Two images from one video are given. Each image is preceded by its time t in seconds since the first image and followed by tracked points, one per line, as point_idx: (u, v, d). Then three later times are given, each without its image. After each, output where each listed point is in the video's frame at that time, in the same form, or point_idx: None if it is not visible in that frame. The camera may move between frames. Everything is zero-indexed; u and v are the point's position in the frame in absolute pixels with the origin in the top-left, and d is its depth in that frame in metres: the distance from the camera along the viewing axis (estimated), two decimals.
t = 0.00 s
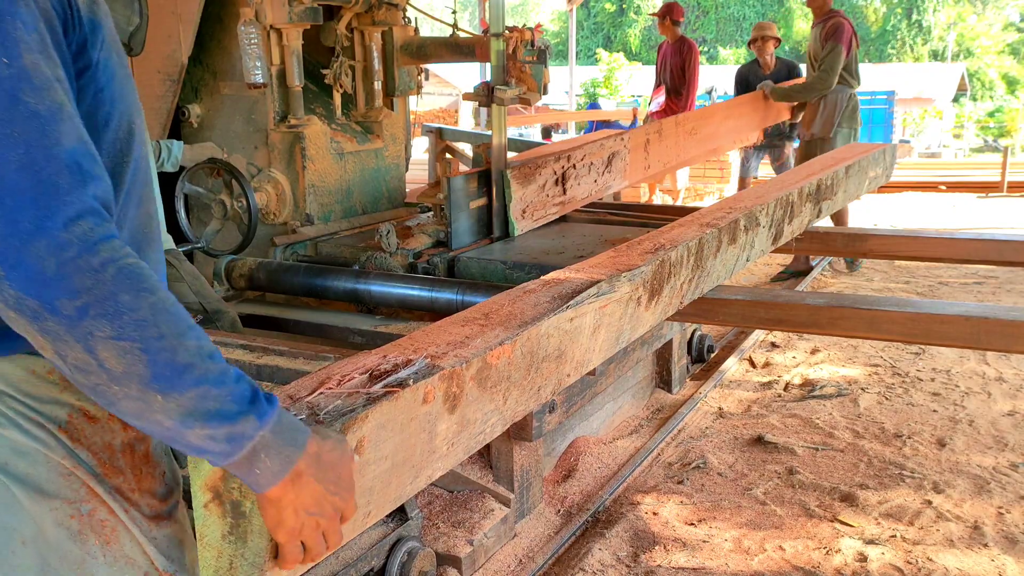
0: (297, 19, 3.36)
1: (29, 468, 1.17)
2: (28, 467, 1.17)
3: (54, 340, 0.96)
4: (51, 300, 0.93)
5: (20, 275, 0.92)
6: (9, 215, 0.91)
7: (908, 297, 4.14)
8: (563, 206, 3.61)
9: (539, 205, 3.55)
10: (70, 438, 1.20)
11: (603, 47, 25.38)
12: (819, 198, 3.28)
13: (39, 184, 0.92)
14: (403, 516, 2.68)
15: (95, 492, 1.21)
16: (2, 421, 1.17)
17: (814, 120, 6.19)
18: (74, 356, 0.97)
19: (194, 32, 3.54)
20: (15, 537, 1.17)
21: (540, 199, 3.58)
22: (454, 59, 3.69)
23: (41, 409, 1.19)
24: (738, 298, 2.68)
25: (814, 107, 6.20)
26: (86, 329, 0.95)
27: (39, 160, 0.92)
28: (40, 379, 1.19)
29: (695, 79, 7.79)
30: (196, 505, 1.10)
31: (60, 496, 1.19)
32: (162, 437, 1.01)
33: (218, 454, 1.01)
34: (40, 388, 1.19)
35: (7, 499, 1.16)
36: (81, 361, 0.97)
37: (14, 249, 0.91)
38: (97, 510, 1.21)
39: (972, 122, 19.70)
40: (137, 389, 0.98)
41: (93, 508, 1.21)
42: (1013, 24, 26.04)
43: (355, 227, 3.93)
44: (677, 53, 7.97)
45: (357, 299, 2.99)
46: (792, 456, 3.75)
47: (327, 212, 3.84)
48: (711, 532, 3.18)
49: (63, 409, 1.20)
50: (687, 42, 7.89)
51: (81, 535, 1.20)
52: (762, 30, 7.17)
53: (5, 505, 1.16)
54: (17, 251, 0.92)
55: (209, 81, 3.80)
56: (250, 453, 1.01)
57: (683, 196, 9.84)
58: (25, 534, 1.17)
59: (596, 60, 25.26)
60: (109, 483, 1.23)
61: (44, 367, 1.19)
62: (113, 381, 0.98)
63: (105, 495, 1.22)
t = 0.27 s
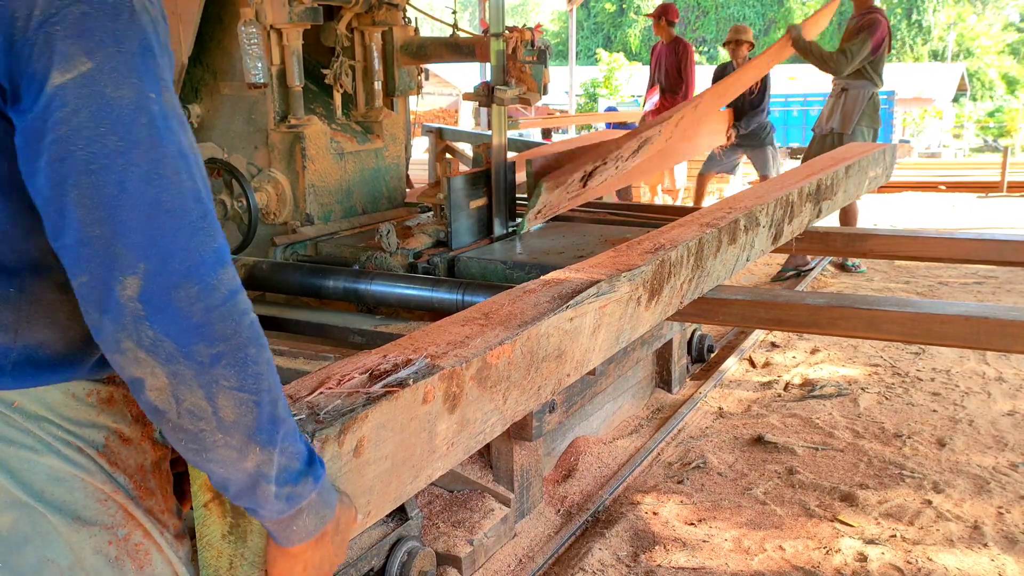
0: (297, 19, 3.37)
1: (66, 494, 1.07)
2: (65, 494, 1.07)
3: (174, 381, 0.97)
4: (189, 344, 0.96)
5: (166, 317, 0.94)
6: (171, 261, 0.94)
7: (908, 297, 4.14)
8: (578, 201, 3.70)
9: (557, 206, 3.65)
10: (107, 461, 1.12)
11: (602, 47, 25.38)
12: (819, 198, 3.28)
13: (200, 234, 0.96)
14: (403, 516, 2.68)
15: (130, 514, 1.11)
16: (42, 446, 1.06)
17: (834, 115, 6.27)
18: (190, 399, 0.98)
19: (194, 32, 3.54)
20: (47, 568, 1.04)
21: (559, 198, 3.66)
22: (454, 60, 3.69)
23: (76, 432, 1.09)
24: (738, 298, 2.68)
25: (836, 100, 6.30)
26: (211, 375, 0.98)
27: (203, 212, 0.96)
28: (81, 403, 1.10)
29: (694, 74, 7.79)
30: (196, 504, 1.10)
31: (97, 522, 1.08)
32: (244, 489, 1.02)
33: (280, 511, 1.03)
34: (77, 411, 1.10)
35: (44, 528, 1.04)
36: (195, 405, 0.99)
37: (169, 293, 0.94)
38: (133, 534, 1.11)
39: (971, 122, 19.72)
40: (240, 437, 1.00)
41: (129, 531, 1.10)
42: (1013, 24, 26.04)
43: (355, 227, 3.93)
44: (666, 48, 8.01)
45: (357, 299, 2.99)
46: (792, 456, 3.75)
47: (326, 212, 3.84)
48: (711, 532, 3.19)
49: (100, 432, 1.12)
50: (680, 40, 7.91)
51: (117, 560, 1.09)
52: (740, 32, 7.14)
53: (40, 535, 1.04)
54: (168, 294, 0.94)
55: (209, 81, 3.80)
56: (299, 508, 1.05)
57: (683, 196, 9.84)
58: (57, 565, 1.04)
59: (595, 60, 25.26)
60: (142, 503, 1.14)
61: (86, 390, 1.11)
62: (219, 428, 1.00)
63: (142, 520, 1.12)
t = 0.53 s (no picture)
0: (298, 19, 3.37)
1: (68, 512, 1.03)
2: (67, 512, 1.03)
3: (163, 374, 0.99)
4: (184, 339, 0.99)
5: (166, 309, 0.97)
6: (180, 257, 0.97)
7: (908, 297, 4.14)
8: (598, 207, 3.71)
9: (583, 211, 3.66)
10: (110, 478, 1.06)
11: (603, 48, 25.38)
12: (819, 198, 3.28)
13: (210, 232, 1.00)
14: (404, 516, 2.69)
15: (134, 529, 1.07)
16: (44, 464, 1.02)
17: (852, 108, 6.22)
18: (176, 392, 1.00)
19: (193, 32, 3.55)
20: None
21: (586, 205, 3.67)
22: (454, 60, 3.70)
23: (78, 449, 1.04)
24: (738, 297, 2.68)
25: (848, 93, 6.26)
26: (199, 371, 1.00)
27: (217, 211, 1.01)
28: (83, 420, 1.05)
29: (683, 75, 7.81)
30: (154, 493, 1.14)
31: (98, 538, 1.04)
32: (216, 480, 1.05)
33: (241, 497, 1.07)
34: (80, 429, 1.05)
35: (45, 544, 1.01)
36: (180, 399, 1.00)
37: (173, 287, 0.97)
38: (137, 547, 1.07)
39: (971, 123, 19.73)
40: (218, 433, 1.02)
41: (133, 546, 1.07)
42: (1013, 24, 26.05)
43: (355, 227, 3.95)
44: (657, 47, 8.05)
45: (357, 299, 2.99)
46: (792, 456, 3.75)
47: (327, 212, 3.84)
48: (711, 532, 3.19)
49: (101, 449, 1.06)
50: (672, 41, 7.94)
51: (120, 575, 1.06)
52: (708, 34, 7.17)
53: (42, 552, 1.01)
54: (172, 288, 0.97)
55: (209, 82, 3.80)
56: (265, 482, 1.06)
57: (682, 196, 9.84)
58: None
59: (595, 60, 25.26)
60: (146, 517, 1.09)
61: (88, 406, 1.06)
62: (199, 421, 1.01)
63: (148, 533, 1.08)
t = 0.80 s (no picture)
0: (298, 19, 3.38)
1: (58, 506, 1.04)
2: (57, 505, 1.04)
3: (145, 376, 1.02)
4: (169, 345, 1.03)
5: (153, 316, 1.01)
6: (170, 267, 1.02)
7: (908, 296, 4.15)
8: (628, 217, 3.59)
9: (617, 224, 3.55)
10: (99, 472, 1.07)
11: (603, 48, 25.38)
12: (817, 199, 3.28)
13: (197, 243, 1.06)
14: (404, 516, 2.69)
15: (122, 522, 1.07)
16: (33, 457, 1.03)
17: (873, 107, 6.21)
18: (157, 395, 1.04)
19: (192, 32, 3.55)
20: None
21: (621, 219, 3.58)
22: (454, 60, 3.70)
23: (67, 443, 1.05)
24: (738, 297, 2.68)
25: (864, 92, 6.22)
26: (179, 374, 1.04)
27: (204, 221, 1.07)
28: (74, 415, 1.06)
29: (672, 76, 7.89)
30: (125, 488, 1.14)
31: (88, 531, 1.06)
32: (183, 472, 1.07)
33: (203, 486, 1.08)
34: (70, 423, 1.06)
35: (35, 537, 1.03)
36: (159, 401, 1.04)
37: (162, 295, 1.02)
38: (124, 541, 1.07)
39: (972, 123, 19.74)
40: (192, 436, 1.05)
41: (120, 539, 1.07)
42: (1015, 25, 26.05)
43: (355, 227, 3.95)
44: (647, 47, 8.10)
45: (357, 299, 2.99)
46: (791, 456, 3.75)
47: (327, 212, 3.85)
48: (710, 531, 3.19)
49: (90, 444, 1.07)
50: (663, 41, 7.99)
51: (106, 568, 1.07)
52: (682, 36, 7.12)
53: (31, 544, 1.03)
54: (161, 296, 1.02)
55: (209, 82, 3.81)
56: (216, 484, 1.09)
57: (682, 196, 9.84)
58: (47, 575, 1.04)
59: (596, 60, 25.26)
60: (133, 512, 1.09)
61: (78, 402, 1.06)
62: (175, 423, 1.05)
63: (135, 526, 1.08)
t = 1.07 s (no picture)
0: (298, 19, 3.38)
1: (39, 486, 0.98)
2: (39, 487, 0.98)
3: (151, 264, 0.99)
4: (175, 235, 1.00)
5: (158, 202, 0.98)
6: (173, 153, 0.99)
7: (908, 296, 4.15)
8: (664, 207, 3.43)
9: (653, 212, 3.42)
10: (83, 454, 1.00)
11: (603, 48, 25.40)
12: (817, 198, 3.28)
13: (196, 127, 1.02)
14: (404, 516, 2.69)
15: (106, 507, 1.01)
16: (14, 438, 0.96)
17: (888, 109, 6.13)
18: (166, 282, 1.00)
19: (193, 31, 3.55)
20: (21, 561, 0.97)
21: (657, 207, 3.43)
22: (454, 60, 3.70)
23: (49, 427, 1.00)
24: (739, 297, 2.68)
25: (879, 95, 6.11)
26: (186, 265, 1.02)
27: (203, 104, 1.04)
28: (57, 398, 1.01)
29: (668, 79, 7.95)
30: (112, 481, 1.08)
31: (69, 516, 1.00)
32: (183, 359, 1.02)
33: (202, 370, 1.04)
34: (54, 406, 1.00)
35: (15, 517, 0.96)
36: (168, 290, 1.00)
37: (169, 178, 0.99)
38: (109, 527, 1.01)
39: (972, 123, 19.74)
40: (196, 321, 1.03)
41: (105, 525, 1.01)
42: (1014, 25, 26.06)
43: (355, 227, 3.95)
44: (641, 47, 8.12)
45: (357, 298, 2.99)
46: (791, 456, 3.76)
47: (327, 212, 3.85)
48: (711, 531, 3.19)
49: (73, 428, 1.01)
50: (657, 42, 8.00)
51: (90, 552, 1.01)
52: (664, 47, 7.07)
53: (12, 525, 0.96)
54: (166, 178, 0.99)
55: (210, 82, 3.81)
56: (208, 383, 1.04)
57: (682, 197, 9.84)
58: (27, 558, 0.97)
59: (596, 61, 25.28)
60: (119, 496, 1.02)
61: (62, 384, 1.01)
62: (183, 311, 1.02)
63: (120, 510, 1.02)
